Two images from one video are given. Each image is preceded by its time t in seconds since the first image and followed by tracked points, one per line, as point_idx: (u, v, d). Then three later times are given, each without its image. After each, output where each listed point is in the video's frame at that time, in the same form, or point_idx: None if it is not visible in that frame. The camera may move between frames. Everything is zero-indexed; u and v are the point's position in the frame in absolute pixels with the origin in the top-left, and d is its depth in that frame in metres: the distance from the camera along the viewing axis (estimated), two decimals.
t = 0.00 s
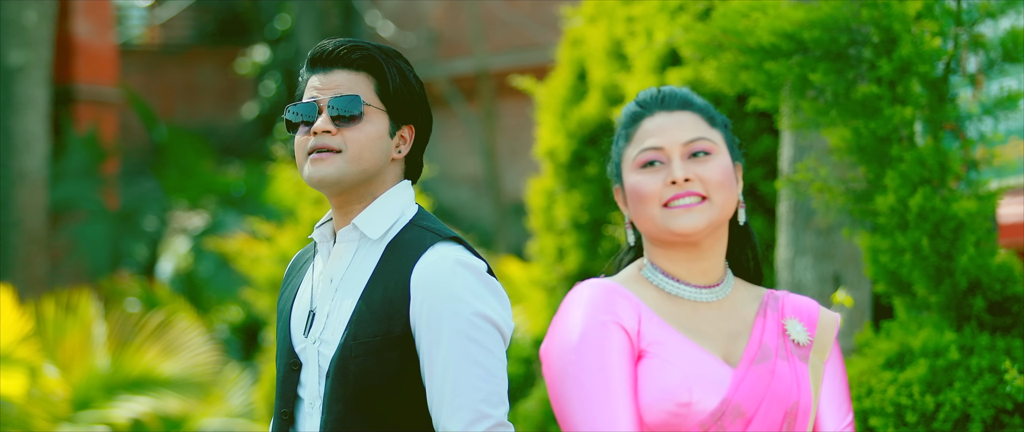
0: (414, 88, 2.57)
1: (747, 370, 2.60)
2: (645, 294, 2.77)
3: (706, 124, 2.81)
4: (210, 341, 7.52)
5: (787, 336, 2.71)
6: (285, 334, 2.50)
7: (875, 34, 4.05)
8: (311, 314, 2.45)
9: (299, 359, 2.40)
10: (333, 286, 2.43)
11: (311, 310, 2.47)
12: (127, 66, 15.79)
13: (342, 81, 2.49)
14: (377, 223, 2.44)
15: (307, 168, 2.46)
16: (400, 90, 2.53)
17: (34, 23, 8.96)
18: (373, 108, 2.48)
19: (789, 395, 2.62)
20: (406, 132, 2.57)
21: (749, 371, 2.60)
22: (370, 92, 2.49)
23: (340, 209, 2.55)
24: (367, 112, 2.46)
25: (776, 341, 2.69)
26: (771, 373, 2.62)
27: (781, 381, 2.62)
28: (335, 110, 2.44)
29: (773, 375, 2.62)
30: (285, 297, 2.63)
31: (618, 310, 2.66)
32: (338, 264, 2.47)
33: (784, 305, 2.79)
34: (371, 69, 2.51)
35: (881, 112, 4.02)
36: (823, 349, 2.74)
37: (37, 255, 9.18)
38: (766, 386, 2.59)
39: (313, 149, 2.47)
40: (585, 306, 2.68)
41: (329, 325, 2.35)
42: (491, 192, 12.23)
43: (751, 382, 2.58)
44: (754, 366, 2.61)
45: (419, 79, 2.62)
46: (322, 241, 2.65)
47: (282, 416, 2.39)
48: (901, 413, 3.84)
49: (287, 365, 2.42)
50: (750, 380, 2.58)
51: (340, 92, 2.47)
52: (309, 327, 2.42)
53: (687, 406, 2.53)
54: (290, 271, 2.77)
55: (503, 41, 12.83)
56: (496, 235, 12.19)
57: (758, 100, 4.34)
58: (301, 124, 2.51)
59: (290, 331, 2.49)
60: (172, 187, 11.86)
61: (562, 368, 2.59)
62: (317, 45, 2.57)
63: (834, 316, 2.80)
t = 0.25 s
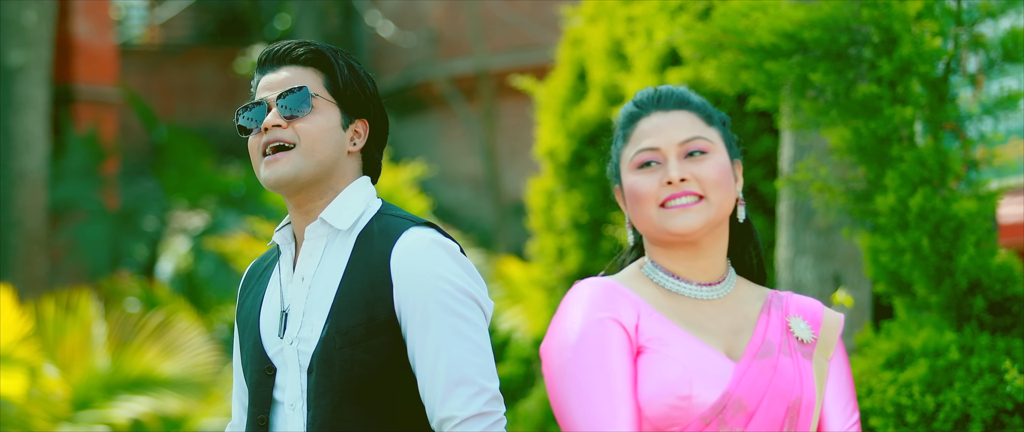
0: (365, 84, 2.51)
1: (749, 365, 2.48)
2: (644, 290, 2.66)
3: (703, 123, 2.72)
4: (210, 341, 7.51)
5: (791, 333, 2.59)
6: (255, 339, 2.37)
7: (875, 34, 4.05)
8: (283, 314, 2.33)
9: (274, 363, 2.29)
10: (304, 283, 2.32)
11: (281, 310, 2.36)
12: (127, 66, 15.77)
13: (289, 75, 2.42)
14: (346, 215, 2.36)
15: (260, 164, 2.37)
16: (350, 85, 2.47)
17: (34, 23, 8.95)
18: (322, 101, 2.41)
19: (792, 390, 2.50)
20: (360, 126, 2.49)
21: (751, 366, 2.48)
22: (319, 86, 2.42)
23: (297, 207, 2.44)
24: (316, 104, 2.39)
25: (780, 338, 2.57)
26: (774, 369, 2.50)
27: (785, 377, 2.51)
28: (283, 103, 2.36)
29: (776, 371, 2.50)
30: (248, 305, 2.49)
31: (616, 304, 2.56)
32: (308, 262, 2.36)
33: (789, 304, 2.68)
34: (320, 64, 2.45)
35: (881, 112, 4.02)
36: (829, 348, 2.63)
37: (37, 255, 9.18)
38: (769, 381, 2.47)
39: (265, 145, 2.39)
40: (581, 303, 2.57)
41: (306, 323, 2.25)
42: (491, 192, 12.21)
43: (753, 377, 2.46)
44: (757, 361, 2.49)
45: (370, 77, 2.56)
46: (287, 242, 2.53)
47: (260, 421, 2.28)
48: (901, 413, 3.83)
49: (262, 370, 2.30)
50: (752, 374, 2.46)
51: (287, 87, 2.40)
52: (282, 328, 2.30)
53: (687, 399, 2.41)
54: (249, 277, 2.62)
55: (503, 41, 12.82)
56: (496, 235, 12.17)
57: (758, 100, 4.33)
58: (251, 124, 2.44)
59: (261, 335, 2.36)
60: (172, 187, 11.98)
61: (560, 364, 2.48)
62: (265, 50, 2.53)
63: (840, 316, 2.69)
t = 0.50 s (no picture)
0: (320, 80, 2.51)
1: (748, 366, 2.43)
2: (644, 292, 2.61)
3: (702, 125, 2.66)
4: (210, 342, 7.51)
5: (793, 334, 2.53)
6: (219, 340, 2.29)
7: (875, 34, 4.04)
8: (252, 310, 2.28)
9: (245, 362, 2.23)
10: (273, 277, 2.28)
11: (250, 305, 2.30)
12: (128, 66, 15.80)
13: (250, 70, 2.39)
14: (314, 206, 2.34)
15: (224, 159, 2.32)
16: (308, 80, 2.46)
17: (34, 23, 8.95)
18: (284, 97, 2.39)
19: (792, 391, 2.45)
20: (316, 122, 2.49)
21: (750, 367, 2.42)
22: (279, 82, 2.40)
23: (256, 202, 2.40)
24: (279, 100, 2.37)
25: (781, 339, 2.51)
26: (773, 370, 2.45)
27: (785, 378, 2.45)
28: (247, 99, 2.34)
29: (775, 372, 2.45)
30: (205, 305, 2.39)
31: (614, 306, 2.50)
32: (276, 255, 2.31)
33: (792, 306, 2.62)
34: (278, 60, 2.43)
35: (881, 112, 4.02)
36: (833, 349, 2.55)
37: (38, 255, 9.18)
38: (768, 382, 2.42)
39: (228, 142, 2.34)
40: (580, 306, 2.52)
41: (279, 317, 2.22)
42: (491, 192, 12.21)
43: (751, 378, 2.41)
44: (756, 362, 2.44)
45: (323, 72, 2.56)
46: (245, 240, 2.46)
47: (236, 421, 2.22)
48: (901, 413, 3.83)
49: (233, 371, 2.24)
50: (751, 375, 2.41)
51: (249, 82, 2.37)
52: (254, 325, 2.25)
53: (684, 399, 2.37)
54: (196, 282, 2.51)
55: (503, 41, 12.81)
56: (496, 235, 12.16)
57: (758, 100, 4.32)
58: (209, 119, 2.38)
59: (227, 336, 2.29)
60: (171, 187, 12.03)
61: (561, 367, 2.43)
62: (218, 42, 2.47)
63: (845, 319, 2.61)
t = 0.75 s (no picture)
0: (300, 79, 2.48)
1: (749, 365, 2.31)
2: (642, 293, 2.47)
3: (703, 125, 2.50)
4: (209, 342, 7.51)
5: (796, 332, 2.41)
6: (184, 334, 2.20)
7: (875, 33, 4.04)
8: (225, 303, 2.21)
9: (217, 356, 2.16)
10: (251, 268, 2.24)
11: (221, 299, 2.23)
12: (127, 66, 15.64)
13: (247, 70, 2.31)
14: (292, 200, 2.33)
15: (216, 162, 2.27)
16: (292, 81, 2.42)
17: (34, 23, 8.93)
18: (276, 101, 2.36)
19: (794, 390, 2.33)
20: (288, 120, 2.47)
21: (751, 366, 2.30)
22: (271, 84, 2.36)
23: (227, 199, 2.34)
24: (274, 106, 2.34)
25: (783, 338, 2.39)
26: (775, 368, 2.33)
27: (787, 377, 2.33)
28: (247, 104, 2.28)
29: (777, 370, 2.33)
30: (163, 296, 2.27)
31: (611, 306, 2.37)
32: (251, 245, 2.28)
33: (797, 304, 2.49)
34: (270, 59, 2.37)
35: (881, 112, 4.01)
36: (838, 349, 2.42)
37: (38, 256, 9.16)
38: (770, 380, 2.30)
39: (217, 142, 2.28)
40: (576, 308, 2.39)
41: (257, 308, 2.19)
42: (491, 193, 12.21)
43: (753, 376, 2.29)
44: (757, 360, 2.32)
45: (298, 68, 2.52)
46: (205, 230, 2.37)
47: (208, 416, 2.14)
48: (901, 413, 3.82)
49: (205, 365, 2.15)
50: (752, 373, 2.29)
51: (245, 84, 2.30)
52: (226, 317, 2.19)
53: (684, 399, 2.24)
54: (140, 273, 2.35)
55: (503, 41, 12.81)
56: (496, 235, 12.14)
57: (758, 100, 4.31)
58: (196, 112, 2.28)
59: (195, 329, 2.20)
60: (171, 187, 11.99)
61: (561, 370, 2.29)
62: (204, 25, 2.33)
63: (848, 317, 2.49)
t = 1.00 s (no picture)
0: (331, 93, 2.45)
1: (748, 366, 2.30)
2: (641, 295, 2.45)
3: (705, 127, 2.48)
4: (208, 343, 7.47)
5: (795, 332, 2.40)
6: (189, 333, 2.11)
7: (875, 33, 4.04)
8: (237, 305, 2.16)
9: (225, 358, 2.11)
10: (268, 272, 2.21)
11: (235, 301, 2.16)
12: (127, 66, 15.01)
13: (304, 91, 2.25)
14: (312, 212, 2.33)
15: (259, 179, 2.20)
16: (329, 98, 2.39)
17: (34, 23, 8.92)
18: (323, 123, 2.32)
19: (793, 390, 2.32)
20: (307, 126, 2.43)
21: (750, 367, 2.29)
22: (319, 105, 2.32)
23: (242, 205, 2.28)
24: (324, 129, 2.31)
25: (783, 337, 2.38)
26: (774, 369, 2.32)
27: (787, 377, 2.32)
28: (304, 128, 2.24)
29: (776, 371, 2.32)
30: (164, 290, 2.13)
31: (609, 309, 2.35)
32: (269, 250, 2.24)
33: (796, 303, 2.47)
34: (323, 80, 2.32)
35: (881, 112, 4.01)
36: (839, 347, 2.41)
37: (38, 256, 9.13)
38: (771, 381, 2.29)
39: (263, 159, 2.21)
40: (574, 310, 2.37)
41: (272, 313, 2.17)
42: (491, 192, 12.20)
43: (752, 377, 2.28)
44: (756, 361, 2.31)
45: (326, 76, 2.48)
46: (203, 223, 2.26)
47: (214, 418, 2.08)
48: (901, 413, 3.80)
49: (212, 366, 2.09)
50: (752, 374, 2.28)
51: (304, 105, 2.24)
52: (238, 321, 2.14)
53: (683, 401, 2.23)
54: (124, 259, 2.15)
55: (503, 41, 12.81)
56: (496, 235, 12.14)
57: (758, 100, 4.30)
58: (246, 123, 2.20)
59: (202, 329, 2.12)
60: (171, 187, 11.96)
61: (561, 374, 2.29)
62: (265, 34, 2.23)
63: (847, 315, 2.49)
